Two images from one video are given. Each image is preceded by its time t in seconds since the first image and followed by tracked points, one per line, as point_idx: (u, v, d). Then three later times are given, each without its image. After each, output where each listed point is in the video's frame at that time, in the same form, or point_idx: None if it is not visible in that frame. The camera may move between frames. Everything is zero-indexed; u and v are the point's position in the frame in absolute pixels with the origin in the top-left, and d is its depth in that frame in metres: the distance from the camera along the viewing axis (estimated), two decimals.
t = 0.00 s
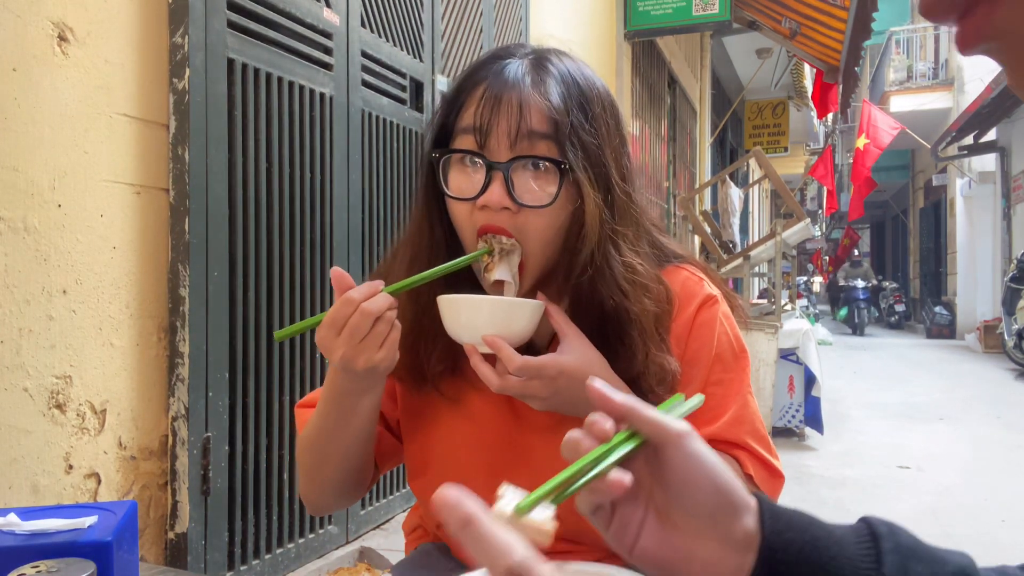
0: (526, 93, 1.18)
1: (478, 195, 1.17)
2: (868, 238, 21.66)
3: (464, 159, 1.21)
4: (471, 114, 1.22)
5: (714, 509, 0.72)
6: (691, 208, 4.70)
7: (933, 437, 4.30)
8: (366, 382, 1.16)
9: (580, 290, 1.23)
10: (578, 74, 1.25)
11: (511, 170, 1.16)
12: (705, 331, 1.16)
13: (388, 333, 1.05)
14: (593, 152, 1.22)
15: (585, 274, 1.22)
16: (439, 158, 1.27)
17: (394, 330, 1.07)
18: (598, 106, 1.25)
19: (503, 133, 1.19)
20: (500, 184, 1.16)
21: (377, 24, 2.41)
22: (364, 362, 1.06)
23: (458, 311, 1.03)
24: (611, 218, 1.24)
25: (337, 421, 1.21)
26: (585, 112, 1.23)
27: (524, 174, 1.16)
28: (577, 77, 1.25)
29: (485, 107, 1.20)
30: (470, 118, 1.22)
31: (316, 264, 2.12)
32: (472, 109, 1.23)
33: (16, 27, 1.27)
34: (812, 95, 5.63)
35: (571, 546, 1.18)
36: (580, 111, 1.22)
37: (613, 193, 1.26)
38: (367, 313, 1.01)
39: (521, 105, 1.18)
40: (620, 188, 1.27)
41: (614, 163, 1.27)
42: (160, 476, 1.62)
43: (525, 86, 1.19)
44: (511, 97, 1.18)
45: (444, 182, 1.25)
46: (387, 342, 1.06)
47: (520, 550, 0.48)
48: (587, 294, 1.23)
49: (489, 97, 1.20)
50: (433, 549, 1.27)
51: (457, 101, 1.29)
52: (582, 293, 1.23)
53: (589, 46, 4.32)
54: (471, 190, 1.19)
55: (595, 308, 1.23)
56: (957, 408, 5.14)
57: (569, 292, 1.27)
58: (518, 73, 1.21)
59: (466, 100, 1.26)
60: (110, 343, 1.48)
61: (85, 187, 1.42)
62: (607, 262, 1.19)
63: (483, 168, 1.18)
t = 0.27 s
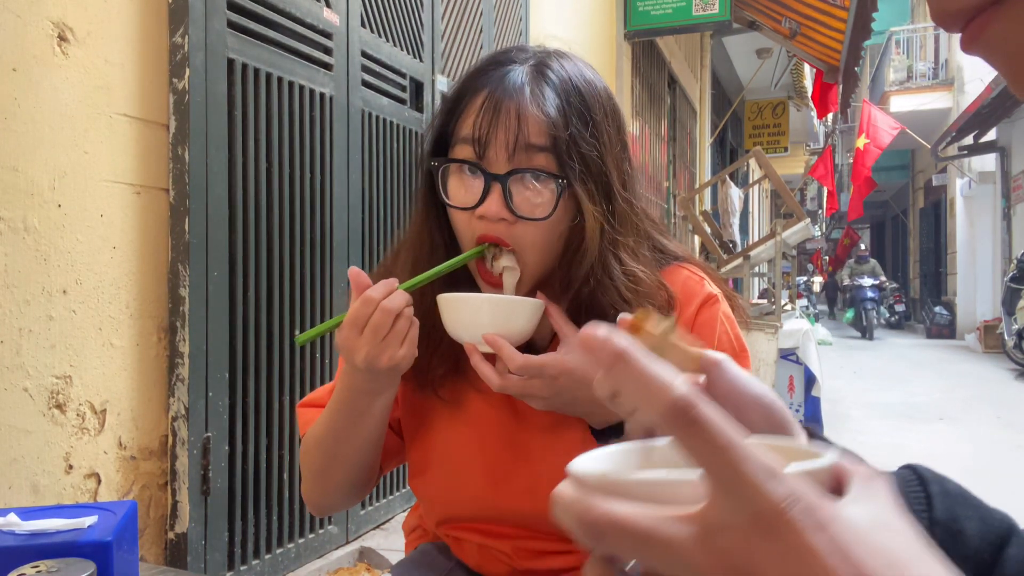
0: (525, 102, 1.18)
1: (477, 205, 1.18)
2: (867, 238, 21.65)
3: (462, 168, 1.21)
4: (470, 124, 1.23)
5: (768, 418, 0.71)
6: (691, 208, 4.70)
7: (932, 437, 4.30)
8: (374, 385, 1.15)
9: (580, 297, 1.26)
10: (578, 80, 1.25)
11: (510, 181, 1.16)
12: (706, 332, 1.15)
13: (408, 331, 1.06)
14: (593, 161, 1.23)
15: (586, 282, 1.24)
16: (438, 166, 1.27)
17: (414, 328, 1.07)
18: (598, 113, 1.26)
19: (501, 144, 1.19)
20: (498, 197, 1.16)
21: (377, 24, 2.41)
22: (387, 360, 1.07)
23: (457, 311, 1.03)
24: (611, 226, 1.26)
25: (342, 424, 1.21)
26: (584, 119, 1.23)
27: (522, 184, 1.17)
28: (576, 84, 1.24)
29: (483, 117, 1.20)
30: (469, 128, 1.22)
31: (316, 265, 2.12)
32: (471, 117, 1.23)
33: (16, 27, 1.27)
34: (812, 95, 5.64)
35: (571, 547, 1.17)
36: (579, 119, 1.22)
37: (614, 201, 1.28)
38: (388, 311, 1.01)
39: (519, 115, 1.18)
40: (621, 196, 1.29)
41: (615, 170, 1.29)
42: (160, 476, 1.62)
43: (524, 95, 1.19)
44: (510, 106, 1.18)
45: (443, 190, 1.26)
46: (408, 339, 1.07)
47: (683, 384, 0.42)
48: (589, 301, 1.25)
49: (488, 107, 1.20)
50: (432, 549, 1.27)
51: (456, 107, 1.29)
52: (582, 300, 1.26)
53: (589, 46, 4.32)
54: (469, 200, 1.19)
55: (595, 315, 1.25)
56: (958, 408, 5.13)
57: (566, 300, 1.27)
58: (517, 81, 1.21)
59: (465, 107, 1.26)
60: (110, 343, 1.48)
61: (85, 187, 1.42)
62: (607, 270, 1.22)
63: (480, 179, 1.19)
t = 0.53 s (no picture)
0: (526, 103, 1.18)
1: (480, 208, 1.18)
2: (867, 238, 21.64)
3: (463, 170, 1.22)
4: (471, 126, 1.23)
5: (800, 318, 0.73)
6: (691, 208, 4.70)
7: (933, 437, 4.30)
8: (377, 389, 1.15)
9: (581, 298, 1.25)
10: (578, 80, 1.26)
11: (512, 183, 1.16)
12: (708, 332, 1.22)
13: (411, 335, 1.09)
14: (595, 162, 1.23)
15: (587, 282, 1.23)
16: (438, 169, 1.27)
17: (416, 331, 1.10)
18: (599, 112, 1.26)
19: (503, 146, 1.19)
20: (500, 198, 1.16)
21: (377, 24, 2.41)
22: (392, 365, 1.09)
23: (457, 310, 1.03)
24: (613, 225, 1.26)
25: (336, 427, 1.21)
26: (585, 119, 1.24)
27: (525, 186, 1.17)
28: (576, 84, 1.25)
29: (485, 120, 1.20)
30: (471, 130, 1.22)
31: (316, 265, 2.12)
32: (472, 120, 1.23)
33: (16, 27, 1.27)
34: (813, 95, 5.63)
35: (573, 545, 1.18)
36: (580, 119, 1.23)
37: (616, 201, 1.28)
38: (391, 314, 1.04)
39: (521, 116, 1.18)
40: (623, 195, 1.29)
41: (616, 169, 1.29)
42: (160, 476, 1.62)
43: (525, 97, 1.19)
44: (511, 108, 1.18)
45: (445, 192, 1.25)
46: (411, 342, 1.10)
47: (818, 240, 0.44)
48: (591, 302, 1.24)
49: (489, 109, 1.19)
50: (432, 549, 1.27)
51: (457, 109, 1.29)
52: (582, 301, 1.24)
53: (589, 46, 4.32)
54: (472, 203, 1.20)
55: (597, 316, 1.24)
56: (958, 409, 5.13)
57: (566, 300, 1.25)
58: (518, 82, 1.21)
59: (466, 109, 1.26)
60: (110, 344, 1.48)
61: (85, 187, 1.42)
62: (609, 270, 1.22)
63: (482, 182, 1.18)
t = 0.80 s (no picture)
0: (528, 103, 1.18)
1: (484, 209, 1.18)
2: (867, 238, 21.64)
3: (466, 171, 1.21)
4: (474, 127, 1.23)
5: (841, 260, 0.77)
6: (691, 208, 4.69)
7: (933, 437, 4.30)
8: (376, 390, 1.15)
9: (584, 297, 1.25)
10: (579, 79, 1.26)
11: (515, 184, 1.16)
12: (709, 330, 1.22)
13: (364, 355, 1.07)
14: (597, 160, 1.23)
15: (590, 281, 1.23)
16: (441, 172, 1.27)
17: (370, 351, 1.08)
18: (600, 111, 1.26)
19: (506, 146, 1.19)
20: (504, 199, 1.16)
21: (377, 24, 2.41)
22: (341, 385, 1.07)
23: (459, 309, 1.03)
24: (616, 224, 1.26)
25: (322, 428, 1.21)
26: (587, 119, 1.24)
27: (529, 186, 1.17)
28: (577, 83, 1.25)
29: (488, 120, 1.20)
30: (474, 131, 1.22)
31: (316, 265, 2.12)
32: (474, 121, 1.23)
33: (16, 27, 1.27)
34: (812, 95, 5.63)
35: (572, 545, 1.18)
36: (582, 118, 1.22)
37: (619, 199, 1.28)
38: (342, 333, 1.02)
39: (523, 116, 1.18)
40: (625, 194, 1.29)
41: (619, 168, 1.29)
42: (160, 476, 1.62)
43: (527, 97, 1.19)
44: (513, 108, 1.18)
45: (448, 194, 1.25)
46: (363, 361, 1.08)
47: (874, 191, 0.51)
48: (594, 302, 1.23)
49: (492, 110, 1.19)
50: (432, 549, 1.27)
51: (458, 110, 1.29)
52: (586, 301, 1.24)
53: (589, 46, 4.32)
54: (476, 204, 1.20)
55: (602, 317, 1.24)
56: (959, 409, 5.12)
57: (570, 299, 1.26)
58: (520, 83, 1.21)
59: (468, 110, 1.26)
60: (110, 344, 1.48)
61: (85, 187, 1.42)
62: (612, 268, 1.22)
63: (486, 182, 1.18)
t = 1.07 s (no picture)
0: (528, 104, 1.18)
1: (485, 210, 1.18)
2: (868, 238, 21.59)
3: (466, 173, 1.21)
4: (474, 128, 1.23)
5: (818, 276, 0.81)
6: (691, 208, 4.69)
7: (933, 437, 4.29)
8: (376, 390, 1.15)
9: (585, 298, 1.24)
10: (578, 79, 1.26)
11: (516, 185, 1.16)
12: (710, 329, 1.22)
13: (345, 318, 1.06)
14: (597, 161, 1.23)
15: (591, 281, 1.23)
16: (442, 174, 1.26)
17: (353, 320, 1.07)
18: (599, 111, 1.26)
19: (506, 147, 1.19)
20: (505, 199, 1.16)
21: (377, 24, 2.41)
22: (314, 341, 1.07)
23: (459, 308, 1.03)
24: (616, 224, 1.27)
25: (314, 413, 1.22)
26: (586, 119, 1.24)
27: (530, 188, 1.16)
28: (576, 83, 1.25)
29: (488, 121, 1.20)
30: (474, 133, 1.22)
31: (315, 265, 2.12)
32: (474, 122, 1.23)
33: (16, 27, 1.27)
34: (812, 95, 5.63)
35: (572, 545, 1.18)
36: (582, 118, 1.22)
37: (618, 199, 1.28)
38: (327, 286, 1.02)
39: (523, 117, 1.18)
40: (625, 193, 1.28)
41: (618, 167, 1.29)
42: (160, 476, 1.62)
43: (526, 97, 1.19)
44: (513, 109, 1.18)
45: (449, 196, 1.25)
46: (340, 326, 1.07)
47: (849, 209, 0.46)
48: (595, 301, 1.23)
49: (492, 111, 1.19)
50: (432, 549, 1.27)
51: (458, 112, 1.29)
52: (586, 300, 1.24)
53: (589, 46, 4.32)
54: (477, 206, 1.20)
55: (602, 315, 1.23)
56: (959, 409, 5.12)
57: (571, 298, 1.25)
58: (519, 83, 1.21)
59: (467, 111, 1.26)
60: (110, 344, 1.48)
61: (84, 187, 1.42)
62: (612, 268, 1.22)
63: (486, 184, 1.18)
